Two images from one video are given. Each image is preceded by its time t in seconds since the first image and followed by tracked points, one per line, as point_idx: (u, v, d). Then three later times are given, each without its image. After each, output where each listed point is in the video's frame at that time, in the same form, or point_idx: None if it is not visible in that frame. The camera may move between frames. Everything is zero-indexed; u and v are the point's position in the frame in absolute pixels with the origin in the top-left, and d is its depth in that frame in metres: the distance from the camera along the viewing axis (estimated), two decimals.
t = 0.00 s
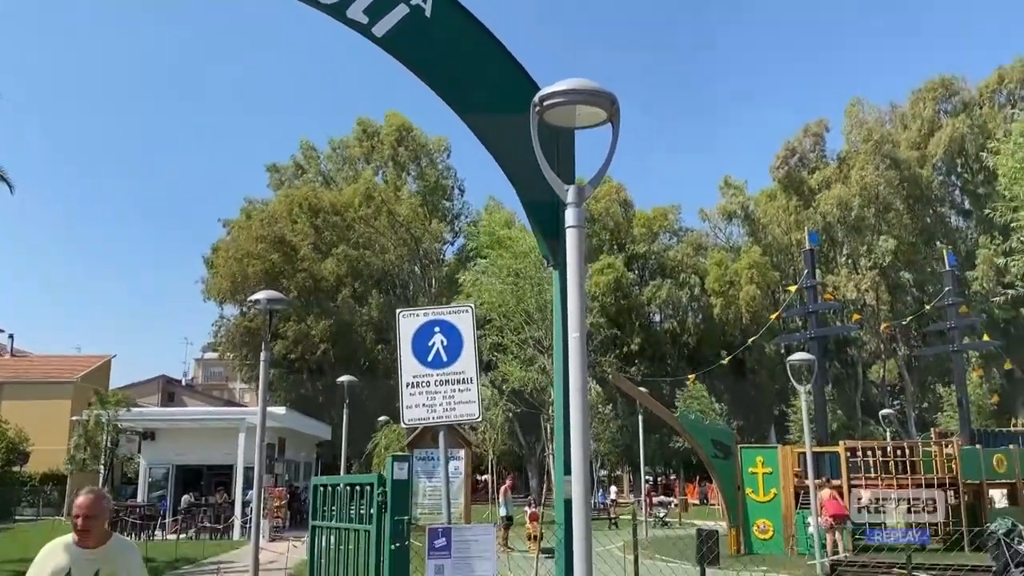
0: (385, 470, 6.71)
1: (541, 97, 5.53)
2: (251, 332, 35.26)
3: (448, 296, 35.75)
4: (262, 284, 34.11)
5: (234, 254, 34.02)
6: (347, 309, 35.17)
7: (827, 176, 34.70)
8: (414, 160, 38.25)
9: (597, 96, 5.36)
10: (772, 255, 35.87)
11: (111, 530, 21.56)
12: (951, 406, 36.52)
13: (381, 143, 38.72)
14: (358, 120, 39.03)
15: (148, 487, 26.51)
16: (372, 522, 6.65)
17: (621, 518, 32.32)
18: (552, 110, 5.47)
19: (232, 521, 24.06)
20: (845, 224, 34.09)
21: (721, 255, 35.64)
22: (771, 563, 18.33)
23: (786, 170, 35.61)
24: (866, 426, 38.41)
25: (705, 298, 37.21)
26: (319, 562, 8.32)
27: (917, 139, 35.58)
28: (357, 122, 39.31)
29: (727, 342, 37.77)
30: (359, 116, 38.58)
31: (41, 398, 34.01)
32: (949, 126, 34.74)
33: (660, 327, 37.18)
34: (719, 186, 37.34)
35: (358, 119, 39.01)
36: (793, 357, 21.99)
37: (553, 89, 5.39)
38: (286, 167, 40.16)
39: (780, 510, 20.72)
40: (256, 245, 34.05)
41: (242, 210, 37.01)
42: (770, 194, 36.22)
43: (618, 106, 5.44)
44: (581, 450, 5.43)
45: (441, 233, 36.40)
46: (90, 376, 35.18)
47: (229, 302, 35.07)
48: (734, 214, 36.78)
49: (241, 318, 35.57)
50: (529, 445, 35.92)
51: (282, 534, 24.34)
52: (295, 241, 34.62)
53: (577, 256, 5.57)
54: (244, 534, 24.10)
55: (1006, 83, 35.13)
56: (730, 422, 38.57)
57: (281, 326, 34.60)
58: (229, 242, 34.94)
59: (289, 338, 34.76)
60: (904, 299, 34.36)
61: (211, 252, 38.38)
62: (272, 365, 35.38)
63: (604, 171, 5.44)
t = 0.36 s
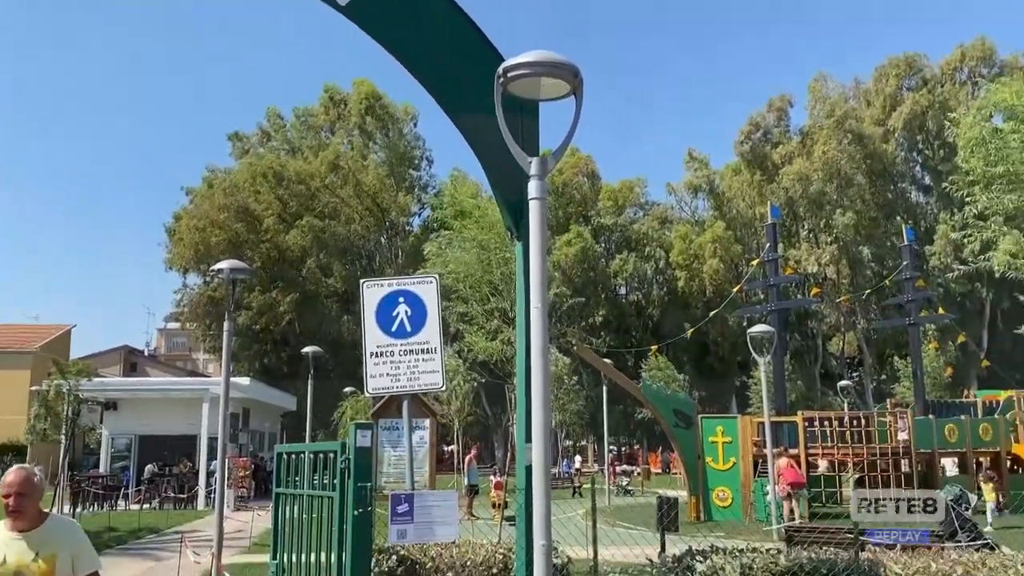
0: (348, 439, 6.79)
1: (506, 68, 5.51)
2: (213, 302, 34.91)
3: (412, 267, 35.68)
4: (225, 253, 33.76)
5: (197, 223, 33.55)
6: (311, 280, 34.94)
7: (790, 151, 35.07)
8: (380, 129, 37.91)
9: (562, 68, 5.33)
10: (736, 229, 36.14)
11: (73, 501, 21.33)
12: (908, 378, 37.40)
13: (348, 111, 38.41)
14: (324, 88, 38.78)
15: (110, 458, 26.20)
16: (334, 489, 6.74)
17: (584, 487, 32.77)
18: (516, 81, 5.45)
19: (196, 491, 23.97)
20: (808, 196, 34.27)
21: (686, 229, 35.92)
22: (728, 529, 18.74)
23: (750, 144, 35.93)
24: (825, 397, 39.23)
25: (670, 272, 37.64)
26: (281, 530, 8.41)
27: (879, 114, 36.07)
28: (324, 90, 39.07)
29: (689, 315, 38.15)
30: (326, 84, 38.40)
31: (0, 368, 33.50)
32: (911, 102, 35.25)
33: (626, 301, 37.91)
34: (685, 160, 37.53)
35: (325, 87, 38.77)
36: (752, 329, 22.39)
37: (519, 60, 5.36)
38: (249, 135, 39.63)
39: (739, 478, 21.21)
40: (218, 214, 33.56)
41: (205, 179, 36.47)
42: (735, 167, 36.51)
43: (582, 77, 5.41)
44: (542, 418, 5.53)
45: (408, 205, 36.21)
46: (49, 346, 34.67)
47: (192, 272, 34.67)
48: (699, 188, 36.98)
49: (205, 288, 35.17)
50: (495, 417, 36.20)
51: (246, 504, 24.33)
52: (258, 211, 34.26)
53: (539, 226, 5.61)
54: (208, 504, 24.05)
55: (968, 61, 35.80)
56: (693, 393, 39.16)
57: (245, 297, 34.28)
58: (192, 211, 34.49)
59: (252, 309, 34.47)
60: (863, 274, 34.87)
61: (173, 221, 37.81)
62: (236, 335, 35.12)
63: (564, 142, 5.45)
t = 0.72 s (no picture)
0: (305, 409, 6.81)
1: (463, 42, 5.50)
2: (170, 273, 34.43)
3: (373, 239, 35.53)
4: (183, 223, 33.27)
5: (153, 192, 32.97)
6: (271, 251, 34.60)
7: (750, 127, 35.41)
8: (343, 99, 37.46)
9: (517, 43, 5.34)
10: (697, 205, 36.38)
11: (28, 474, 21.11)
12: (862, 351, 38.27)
13: (310, 79, 37.91)
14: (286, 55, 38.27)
15: (66, 431, 25.89)
16: (291, 460, 6.77)
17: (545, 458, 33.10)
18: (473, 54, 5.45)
19: (154, 463, 23.80)
20: (765, 171, 34.63)
21: (648, 204, 36.17)
22: (684, 499, 19.12)
23: (712, 119, 36.16)
24: (781, 369, 40.02)
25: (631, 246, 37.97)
26: (239, 500, 8.42)
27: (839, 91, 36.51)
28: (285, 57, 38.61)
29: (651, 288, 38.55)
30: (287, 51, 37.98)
31: None
32: (869, 80, 35.79)
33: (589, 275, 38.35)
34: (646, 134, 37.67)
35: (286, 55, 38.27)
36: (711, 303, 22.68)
37: (474, 34, 5.36)
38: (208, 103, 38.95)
39: (695, 448, 21.56)
40: (176, 183, 32.96)
41: (161, 147, 35.78)
42: (696, 143, 36.78)
43: (539, 51, 5.42)
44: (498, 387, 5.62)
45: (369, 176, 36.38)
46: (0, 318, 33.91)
47: (149, 242, 34.11)
48: (661, 162, 37.16)
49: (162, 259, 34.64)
50: (458, 389, 36.38)
51: (206, 476, 24.23)
52: (216, 182, 33.41)
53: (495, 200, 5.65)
54: (167, 477, 23.90)
55: (925, 39, 36.63)
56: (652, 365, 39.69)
57: (203, 269, 33.84)
58: (149, 180, 33.89)
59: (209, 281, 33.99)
60: (820, 249, 35.50)
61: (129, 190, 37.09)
62: (194, 307, 34.70)
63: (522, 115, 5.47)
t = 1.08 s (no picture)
0: (259, 382, 6.84)
1: (421, 13, 5.48)
2: (124, 245, 33.81)
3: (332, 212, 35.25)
4: (137, 193, 32.68)
5: (107, 161, 32.27)
6: (228, 223, 34.14)
7: (709, 104, 35.66)
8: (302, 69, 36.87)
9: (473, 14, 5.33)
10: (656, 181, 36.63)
11: None
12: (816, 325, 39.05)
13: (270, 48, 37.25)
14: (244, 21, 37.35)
15: (17, 404, 25.44)
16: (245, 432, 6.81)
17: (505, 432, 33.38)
18: (430, 26, 5.43)
19: (109, 438, 23.57)
20: (721, 149, 35.06)
21: (608, 179, 36.32)
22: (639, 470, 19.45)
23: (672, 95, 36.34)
24: (737, 344, 40.69)
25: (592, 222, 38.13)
26: (194, 473, 8.43)
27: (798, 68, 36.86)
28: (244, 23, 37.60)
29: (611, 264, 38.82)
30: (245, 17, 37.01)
31: None
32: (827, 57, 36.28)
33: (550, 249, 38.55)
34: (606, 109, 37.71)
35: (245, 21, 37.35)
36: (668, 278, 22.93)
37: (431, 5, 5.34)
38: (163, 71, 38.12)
39: (651, 420, 21.87)
40: (130, 154, 32.31)
41: (115, 116, 34.99)
42: (657, 119, 36.97)
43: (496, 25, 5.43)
44: (453, 358, 5.67)
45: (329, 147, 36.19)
46: None
47: (102, 213, 33.46)
48: (621, 137, 37.30)
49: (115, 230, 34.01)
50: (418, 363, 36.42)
51: (162, 450, 24.07)
52: (171, 151, 32.93)
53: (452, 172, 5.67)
54: (122, 451, 23.70)
55: (882, 18, 37.15)
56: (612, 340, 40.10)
57: (159, 242, 33.32)
58: (102, 149, 33.17)
59: (166, 253, 33.55)
60: (776, 225, 36.09)
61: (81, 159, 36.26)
62: (149, 280, 34.18)
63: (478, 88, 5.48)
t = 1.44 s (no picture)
0: (214, 354, 6.81)
1: None
2: (76, 218, 33.14)
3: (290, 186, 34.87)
4: (89, 165, 31.99)
5: (58, 132, 31.54)
6: (184, 196, 33.62)
7: (669, 81, 35.85)
8: (261, 40, 36.25)
9: None
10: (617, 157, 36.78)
11: None
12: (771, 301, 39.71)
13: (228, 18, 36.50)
14: None
15: None
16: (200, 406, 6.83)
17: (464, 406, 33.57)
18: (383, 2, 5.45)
19: (62, 413, 23.25)
20: (683, 126, 35.14)
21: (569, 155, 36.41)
22: (595, 443, 19.75)
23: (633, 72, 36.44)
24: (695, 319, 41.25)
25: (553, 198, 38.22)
26: (148, 447, 8.43)
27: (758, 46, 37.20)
28: None
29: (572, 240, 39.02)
30: None
31: None
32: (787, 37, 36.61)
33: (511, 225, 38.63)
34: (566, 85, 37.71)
35: None
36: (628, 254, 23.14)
37: None
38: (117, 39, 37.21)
39: (609, 395, 22.17)
40: (83, 125, 31.60)
41: (66, 85, 34.12)
42: (619, 96, 37.07)
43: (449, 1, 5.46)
44: (406, 331, 5.74)
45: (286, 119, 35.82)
46: None
47: (53, 185, 32.73)
48: (582, 113, 37.35)
49: (67, 203, 33.31)
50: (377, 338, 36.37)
51: (117, 426, 23.82)
52: (125, 123, 32.28)
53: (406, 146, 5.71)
54: (76, 427, 23.41)
55: None
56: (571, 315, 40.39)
57: (113, 215, 32.71)
58: (52, 119, 32.37)
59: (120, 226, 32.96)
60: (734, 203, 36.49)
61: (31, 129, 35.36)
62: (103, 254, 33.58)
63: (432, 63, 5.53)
